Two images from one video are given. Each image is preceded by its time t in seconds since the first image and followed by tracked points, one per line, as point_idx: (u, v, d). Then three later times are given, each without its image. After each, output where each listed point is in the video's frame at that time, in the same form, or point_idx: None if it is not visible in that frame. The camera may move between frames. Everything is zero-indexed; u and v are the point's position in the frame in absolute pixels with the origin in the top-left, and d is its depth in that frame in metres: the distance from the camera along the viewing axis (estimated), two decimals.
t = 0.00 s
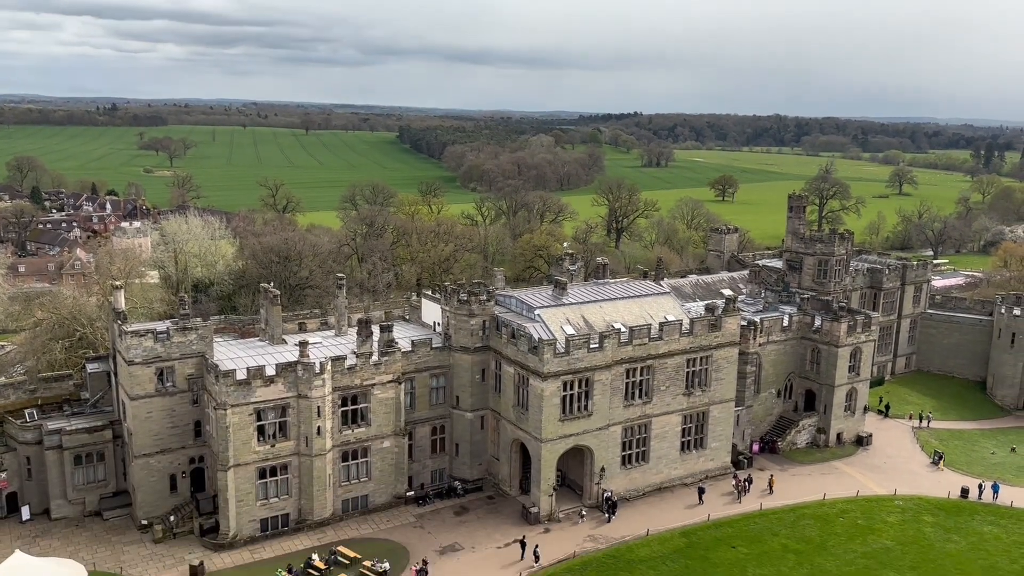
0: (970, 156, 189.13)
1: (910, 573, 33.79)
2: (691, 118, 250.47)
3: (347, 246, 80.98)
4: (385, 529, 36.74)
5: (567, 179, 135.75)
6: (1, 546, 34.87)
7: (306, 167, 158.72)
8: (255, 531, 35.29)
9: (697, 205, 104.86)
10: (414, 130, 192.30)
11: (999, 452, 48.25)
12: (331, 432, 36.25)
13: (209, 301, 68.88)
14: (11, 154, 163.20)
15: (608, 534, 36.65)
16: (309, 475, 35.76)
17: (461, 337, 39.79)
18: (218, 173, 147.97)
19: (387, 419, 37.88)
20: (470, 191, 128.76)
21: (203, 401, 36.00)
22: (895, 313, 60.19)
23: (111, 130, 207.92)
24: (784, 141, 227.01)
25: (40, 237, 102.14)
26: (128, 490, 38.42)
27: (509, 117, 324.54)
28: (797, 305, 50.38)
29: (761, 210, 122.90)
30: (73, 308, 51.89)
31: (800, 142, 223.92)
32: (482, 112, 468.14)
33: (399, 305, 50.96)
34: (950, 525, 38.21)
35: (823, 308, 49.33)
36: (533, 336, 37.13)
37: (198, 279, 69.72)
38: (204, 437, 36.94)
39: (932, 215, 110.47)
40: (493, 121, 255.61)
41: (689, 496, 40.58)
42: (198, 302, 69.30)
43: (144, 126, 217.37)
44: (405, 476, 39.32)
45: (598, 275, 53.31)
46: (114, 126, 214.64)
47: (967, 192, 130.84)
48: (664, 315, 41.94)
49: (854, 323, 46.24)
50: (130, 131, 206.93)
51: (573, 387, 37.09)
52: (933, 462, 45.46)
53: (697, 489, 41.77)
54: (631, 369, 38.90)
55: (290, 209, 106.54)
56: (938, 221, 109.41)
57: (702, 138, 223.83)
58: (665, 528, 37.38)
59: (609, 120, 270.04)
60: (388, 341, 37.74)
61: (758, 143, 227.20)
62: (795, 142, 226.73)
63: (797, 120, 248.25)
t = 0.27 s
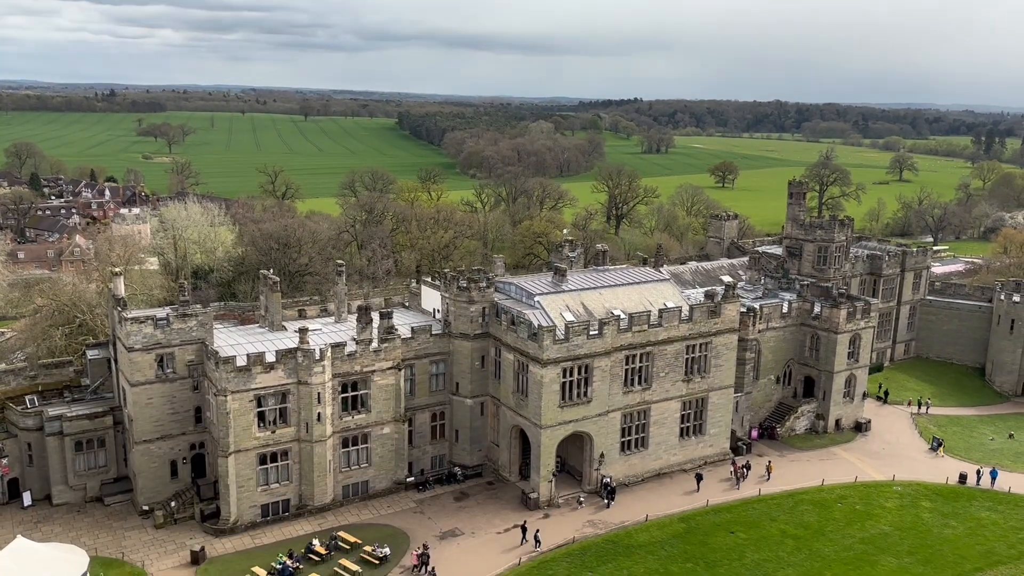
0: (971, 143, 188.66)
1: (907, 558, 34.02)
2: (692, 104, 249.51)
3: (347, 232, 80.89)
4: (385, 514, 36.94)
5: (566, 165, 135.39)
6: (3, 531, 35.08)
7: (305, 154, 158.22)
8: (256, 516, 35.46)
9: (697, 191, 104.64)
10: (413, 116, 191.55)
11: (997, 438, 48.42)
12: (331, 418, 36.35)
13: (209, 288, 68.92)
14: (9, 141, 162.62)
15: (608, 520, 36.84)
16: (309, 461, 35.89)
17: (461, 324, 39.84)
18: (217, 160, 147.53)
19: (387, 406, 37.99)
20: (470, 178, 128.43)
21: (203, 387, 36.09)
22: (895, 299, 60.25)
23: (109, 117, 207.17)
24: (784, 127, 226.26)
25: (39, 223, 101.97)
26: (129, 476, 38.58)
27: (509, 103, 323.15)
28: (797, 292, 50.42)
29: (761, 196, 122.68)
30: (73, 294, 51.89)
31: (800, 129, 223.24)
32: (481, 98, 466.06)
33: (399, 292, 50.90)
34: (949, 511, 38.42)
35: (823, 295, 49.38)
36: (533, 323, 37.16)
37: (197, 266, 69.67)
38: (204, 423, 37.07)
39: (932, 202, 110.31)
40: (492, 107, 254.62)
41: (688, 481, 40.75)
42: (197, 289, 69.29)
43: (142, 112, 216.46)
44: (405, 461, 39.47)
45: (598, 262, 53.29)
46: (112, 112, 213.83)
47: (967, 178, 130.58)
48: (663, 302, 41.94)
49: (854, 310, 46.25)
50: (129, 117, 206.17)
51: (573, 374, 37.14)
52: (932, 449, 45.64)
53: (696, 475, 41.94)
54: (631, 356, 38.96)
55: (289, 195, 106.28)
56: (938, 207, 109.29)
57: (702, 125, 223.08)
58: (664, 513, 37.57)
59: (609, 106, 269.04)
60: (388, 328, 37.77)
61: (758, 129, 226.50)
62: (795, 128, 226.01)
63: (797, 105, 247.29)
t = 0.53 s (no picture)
0: (972, 130, 187.98)
1: (905, 545, 34.18)
2: (692, 91, 248.40)
3: (347, 221, 80.76)
4: (386, 502, 37.10)
5: (566, 153, 135.03)
6: (5, 519, 35.23)
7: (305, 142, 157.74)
8: (257, 504, 35.59)
9: (697, 179, 104.42)
10: (413, 104, 190.79)
11: (996, 426, 48.54)
12: (331, 407, 36.41)
13: (209, 276, 68.90)
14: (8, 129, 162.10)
15: (607, 507, 36.98)
16: (309, 449, 36.01)
17: (461, 312, 39.85)
18: (217, 148, 147.10)
19: (387, 394, 38.06)
20: (469, 166, 128.12)
21: (204, 375, 36.13)
22: (895, 288, 60.27)
23: (108, 104, 206.43)
24: (785, 115, 225.57)
25: (38, 212, 101.83)
26: (130, 464, 38.72)
27: (508, 91, 321.86)
28: (797, 280, 50.44)
29: (761, 184, 122.39)
30: (73, 283, 51.88)
31: (801, 116, 222.44)
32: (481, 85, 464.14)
33: (399, 280, 50.85)
34: (947, 499, 38.57)
35: (822, 283, 49.37)
36: (533, 311, 37.16)
37: (197, 254, 69.61)
38: (205, 411, 37.17)
39: (933, 190, 110.07)
40: (492, 95, 253.46)
41: (688, 469, 40.89)
42: (197, 277, 69.29)
43: (141, 100, 215.59)
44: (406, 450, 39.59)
45: (597, 250, 53.26)
46: (111, 100, 212.95)
47: (968, 166, 130.20)
48: (663, 290, 41.93)
49: (853, 298, 46.25)
50: (128, 105, 205.38)
51: (573, 362, 37.20)
52: (930, 437, 45.79)
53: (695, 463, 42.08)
54: (631, 345, 39.00)
55: (289, 183, 106.00)
56: (938, 195, 109.06)
57: (702, 113, 222.29)
58: (663, 501, 37.72)
59: (609, 94, 267.86)
60: (388, 316, 37.77)
61: (759, 117, 225.70)
62: (796, 116, 225.23)
63: (798, 93, 246.26)
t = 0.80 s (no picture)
0: (973, 118, 187.35)
1: (904, 532, 34.34)
2: (693, 79, 247.34)
3: (346, 209, 80.61)
4: (386, 489, 37.26)
5: (566, 141, 134.64)
6: (7, 506, 35.40)
7: (304, 130, 157.24)
8: (257, 491, 35.72)
9: (697, 167, 104.18)
10: (412, 91, 190.00)
11: (994, 413, 48.69)
12: (331, 394, 36.48)
13: (209, 265, 68.90)
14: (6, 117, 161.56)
15: (607, 494, 37.14)
16: (310, 437, 36.13)
17: (461, 300, 39.87)
18: (215, 136, 146.66)
19: (387, 382, 38.12)
20: (469, 154, 127.78)
21: (204, 363, 36.19)
22: (895, 275, 60.27)
23: (106, 92, 205.70)
24: (786, 103, 224.74)
25: (37, 200, 101.69)
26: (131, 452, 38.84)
27: (508, 79, 320.58)
28: (796, 268, 50.45)
29: (761, 172, 122.08)
30: (73, 271, 51.88)
31: (802, 104, 221.66)
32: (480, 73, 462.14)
33: (399, 269, 50.82)
34: (945, 486, 38.73)
35: (822, 272, 49.37)
36: (533, 300, 37.17)
37: (197, 243, 69.56)
38: (205, 399, 37.26)
39: (934, 177, 109.83)
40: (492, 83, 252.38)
41: (687, 457, 41.05)
42: (197, 266, 69.27)
43: (140, 88, 214.77)
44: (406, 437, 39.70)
45: (597, 239, 53.22)
46: (110, 88, 212.14)
47: (969, 154, 129.81)
48: (663, 278, 41.93)
49: (853, 286, 46.26)
50: (127, 92, 204.64)
51: (572, 350, 37.25)
52: (929, 424, 45.93)
53: (694, 450, 42.23)
54: (630, 333, 39.05)
55: (288, 172, 105.73)
56: (939, 183, 108.88)
57: (703, 100, 221.48)
58: (662, 489, 37.87)
59: (609, 81, 266.74)
60: (388, 305, 37.78)
61: (759, 105, 224.93)
62: (797, 104, 224.46)
63: (799, 80, 245.25)
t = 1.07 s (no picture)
0: (975, 103, 186.55)
1: (902, 517, 34.52)
2: (694, 64, 246.02)
3: (346, 195, 80.45)
4: (387, 474, 37.42)
5: (567, 127, 134.14)
6: (10, 491, 35.58)
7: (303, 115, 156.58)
8: (258, 476, 35.89)
9: (698, 153, 103.85)
10: (412, 76, 189.05)
11: (993, 399, 48.82)
12: (332, 380, 36.55)
13: (209, 251, 68.86)
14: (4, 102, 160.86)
15: (607, 479, 37.31)
16: (311, 422, 36.24)
17: (461, 286, 39.87)
18: (214, 121, 146.06)
19: (388, 368, 38.20)
20: (469, 140, 127.34)
21: (204, 350, 36.23)
22: (895, 261, 60.23)
23: (105, 77, 204.65)
24: (787, 88, 223.65)
25: (37, 186, 101.48)
26: (132, 437, 38.99)
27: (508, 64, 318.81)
28: (797, 254, 50.40)
29: (762, 158, 121.69)
30: (72, 257, 51.84)
31: (803, 89, 220.65)
32: (480, 57, 459.65)
33: (399, 255, 50.75)
34: (944, 471, 38.89)
35: (823, 257, 49.32)
36: (533, 285, 37.17)
37: (197, 228, 69.43)
38: (206, 384, 37.36)
39: (935, 163, 109.52)
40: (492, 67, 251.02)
41: (687, 442, 41.20)
42: (197, 252, 69.22)
43: (139, 73, 213.65)
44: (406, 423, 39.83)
45: (597, 224, 53.14)
46: (108, 73, 211.05)
47: (971, 139, 129.34)
48: (663, 264, 41.90)
49: (853, 272, 46.23)
50: (125, 78, 203.62)
51: (573, 336, 37.29)
52: (929, 410, 46.06)
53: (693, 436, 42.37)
54: (631, 319, 39.08)
55: (288, 157, 105.37)
56: (940, 168, 108.63)
57: (704, 85, 220.41)
58: (662, 474, 38.03)
59: (609, 66, 265.43)
60: (388, 291, 37.77)
61: (760, 90, 223.90)
62: (798, 89, 223.47)
63: (800, 65, 244.01)
